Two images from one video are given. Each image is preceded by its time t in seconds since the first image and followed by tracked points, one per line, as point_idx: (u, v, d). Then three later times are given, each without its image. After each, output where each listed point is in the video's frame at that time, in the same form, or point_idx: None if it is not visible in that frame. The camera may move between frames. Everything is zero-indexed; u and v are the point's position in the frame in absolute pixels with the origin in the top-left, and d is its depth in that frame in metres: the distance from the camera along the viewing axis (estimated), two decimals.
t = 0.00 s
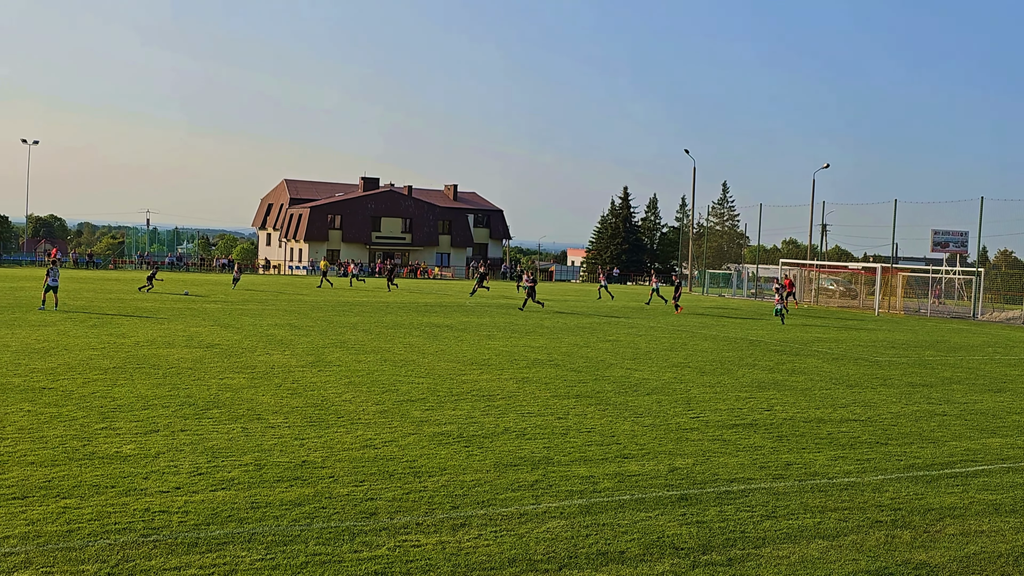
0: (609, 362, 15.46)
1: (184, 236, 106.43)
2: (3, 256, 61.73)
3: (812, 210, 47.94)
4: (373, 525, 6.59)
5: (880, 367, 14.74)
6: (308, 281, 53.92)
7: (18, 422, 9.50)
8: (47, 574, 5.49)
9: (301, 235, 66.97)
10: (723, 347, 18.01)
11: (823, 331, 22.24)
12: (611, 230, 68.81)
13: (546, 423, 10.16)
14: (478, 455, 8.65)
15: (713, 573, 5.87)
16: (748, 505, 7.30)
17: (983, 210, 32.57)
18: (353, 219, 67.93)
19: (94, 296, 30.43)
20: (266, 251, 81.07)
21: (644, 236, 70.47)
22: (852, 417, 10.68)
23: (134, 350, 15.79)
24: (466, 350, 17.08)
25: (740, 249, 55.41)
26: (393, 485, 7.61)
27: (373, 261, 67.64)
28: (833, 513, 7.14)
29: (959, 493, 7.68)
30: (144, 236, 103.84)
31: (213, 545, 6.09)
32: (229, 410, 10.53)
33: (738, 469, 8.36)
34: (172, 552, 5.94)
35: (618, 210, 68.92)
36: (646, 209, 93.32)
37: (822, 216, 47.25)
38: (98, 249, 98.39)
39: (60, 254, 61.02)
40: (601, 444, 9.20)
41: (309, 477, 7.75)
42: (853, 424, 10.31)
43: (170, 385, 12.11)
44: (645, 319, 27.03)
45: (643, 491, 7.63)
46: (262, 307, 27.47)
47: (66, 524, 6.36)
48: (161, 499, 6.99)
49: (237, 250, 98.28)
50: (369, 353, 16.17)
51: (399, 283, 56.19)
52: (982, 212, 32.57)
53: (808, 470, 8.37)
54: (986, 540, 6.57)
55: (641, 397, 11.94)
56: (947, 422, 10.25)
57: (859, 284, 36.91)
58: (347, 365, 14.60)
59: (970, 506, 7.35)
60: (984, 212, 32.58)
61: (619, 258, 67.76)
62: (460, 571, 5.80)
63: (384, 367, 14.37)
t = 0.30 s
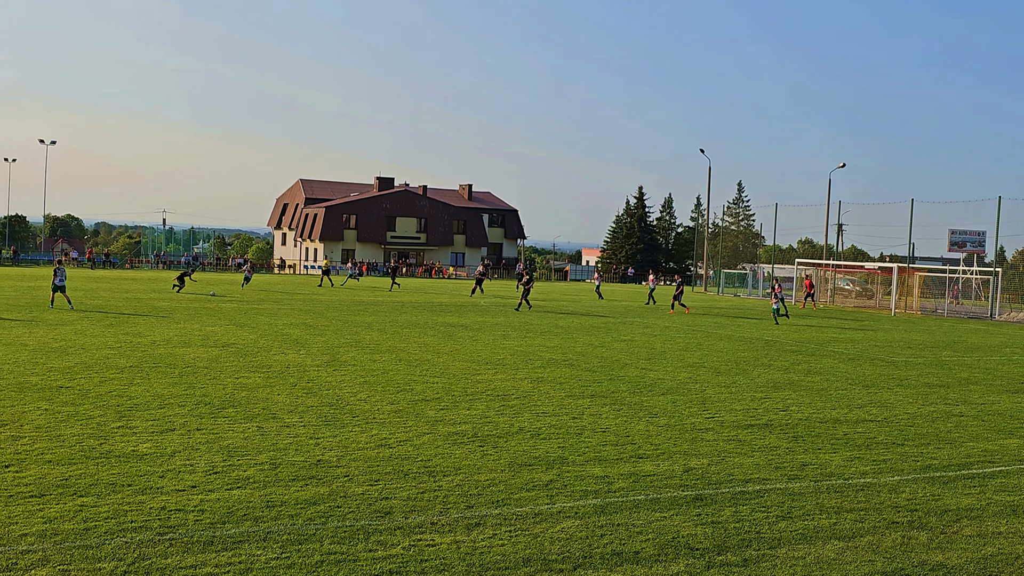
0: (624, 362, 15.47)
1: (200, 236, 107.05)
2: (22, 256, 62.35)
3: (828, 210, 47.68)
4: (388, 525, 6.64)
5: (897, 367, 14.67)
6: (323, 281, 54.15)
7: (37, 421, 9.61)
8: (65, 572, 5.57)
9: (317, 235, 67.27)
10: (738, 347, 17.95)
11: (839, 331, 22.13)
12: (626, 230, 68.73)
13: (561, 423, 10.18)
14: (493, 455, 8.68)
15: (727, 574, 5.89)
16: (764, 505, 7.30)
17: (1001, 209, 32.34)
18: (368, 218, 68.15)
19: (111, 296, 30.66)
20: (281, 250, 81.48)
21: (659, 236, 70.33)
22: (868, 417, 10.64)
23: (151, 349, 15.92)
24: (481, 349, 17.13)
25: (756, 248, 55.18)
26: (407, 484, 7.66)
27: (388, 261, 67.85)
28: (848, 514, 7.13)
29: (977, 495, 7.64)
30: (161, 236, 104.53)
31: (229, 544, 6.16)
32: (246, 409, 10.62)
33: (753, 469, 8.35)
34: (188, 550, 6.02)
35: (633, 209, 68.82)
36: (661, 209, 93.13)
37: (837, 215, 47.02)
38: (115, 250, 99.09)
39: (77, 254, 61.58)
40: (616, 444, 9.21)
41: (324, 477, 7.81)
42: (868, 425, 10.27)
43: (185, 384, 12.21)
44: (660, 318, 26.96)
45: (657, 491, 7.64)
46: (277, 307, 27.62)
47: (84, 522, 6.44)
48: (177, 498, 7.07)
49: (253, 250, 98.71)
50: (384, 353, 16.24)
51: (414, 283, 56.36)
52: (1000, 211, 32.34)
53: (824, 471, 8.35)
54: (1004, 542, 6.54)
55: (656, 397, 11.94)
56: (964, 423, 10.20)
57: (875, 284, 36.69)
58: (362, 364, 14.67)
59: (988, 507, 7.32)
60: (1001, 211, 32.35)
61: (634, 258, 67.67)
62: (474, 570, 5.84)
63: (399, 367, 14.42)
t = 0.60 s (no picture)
0: (630, 361, 15.47)
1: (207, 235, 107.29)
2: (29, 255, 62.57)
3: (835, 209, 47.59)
4: (394, 523, 6.65)
5: (903, 366, 14.63)
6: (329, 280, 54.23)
7: (43, 419, 9.65)
8: (71, 570, 5.60)
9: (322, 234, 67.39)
10: (744, 346, 17.91)
11: (845, 330, 22.08)
12: (632, 230, 68.65)
13: (566, 422, 10.18)
14: (498, 454, 8.68)
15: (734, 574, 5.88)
16: (770, 504, 7.29)
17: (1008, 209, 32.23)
18: (374, 217, 68.23)
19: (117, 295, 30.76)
20: (287, 249, 81.61)
21: (665, 235, 70.32)
22: (874, 416, 10.62)
23: (157, 348, 15.96)
24: (487, 348, 17.15)
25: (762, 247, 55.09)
26: (413, 483, 7.67)
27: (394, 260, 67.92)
28: (855, 513, 7.11)
29: (983, 494, 7.62)
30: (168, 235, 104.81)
31: (235, 542, 6.18)
32: (251, 408, 10.65)
33: (759, 469, 8.34)
34: (194, 548, 6.04)
35: (639, 209, 68.74)
36: (667, 208, 93.00)
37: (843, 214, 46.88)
38: (121, 249, 99.28)
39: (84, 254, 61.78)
40: (621, 443, 9.21)
41: (329, 475, 7.83)
42: (875, 424, 10.25)
43: (191, 383, 12.24)
44: (665, 318, 26.90)
45: (663, 490, 7.63)
46: (283, 306, 27.67)
47: (90, 520, 6.47)
48: (183, 496, 7.10)
49: (259, 249, 98.85)
50: (389, 352, 16.26)
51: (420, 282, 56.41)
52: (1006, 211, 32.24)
53: (831, 470, 8.34)
54: (1010, 542, 6.53)
55: (662, 396, 11.94)
56: (971, 423, 10.16)
57: (882, 283, 36.62)
58: (367, 363, 14.68)
59: (994, 507, 7.29)
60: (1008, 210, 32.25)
61: (640, 257, 67.57)
62: (480, 570, 5.84)
63: (404, 366, 14.42)
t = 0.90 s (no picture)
0: (625, 359, 15.48)
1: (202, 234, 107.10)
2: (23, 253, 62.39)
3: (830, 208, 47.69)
4: (390, 522, 6.64)
5: (899, 365, 14.65)
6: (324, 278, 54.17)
7: (39, 418, 9.62)
8: (66, 569, 5.58)
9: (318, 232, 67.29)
10: (740, 345, 17.94)
11: (841, 329, 22.11)
12: (628, 228, 68.69)
13: (562, 421, 10.17)
14: (494, 452, 8.68)
15: (730, 572, 5.88)
16: (766, 503, 7.29)
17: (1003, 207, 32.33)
18: (370, 216, 68.15)
19: (113, 293, 30.69)
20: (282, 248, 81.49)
21: (661, 234, 70.38)
22: (870, 415, 10.64)
23: (153, 347, 15.92)
24: (483, 347, 17.14)
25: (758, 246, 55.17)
26: (409, 482, 7.66)
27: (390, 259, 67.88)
28: (850, 512, 7.12)
29: (978, 493, 7.63)
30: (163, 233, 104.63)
31: (230, 541, 6.17)
32: (247, 407, 10.63)
33: (755, 467, 8.35)
34: (190, 547, 6.02)
35: (635, 207, 68.76)
36: (663, 207, 93.10)
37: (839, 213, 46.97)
38: (116, 248, 99.02)
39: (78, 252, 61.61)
40: (617, 442, 9.22)
41: (325, 474, 7.82)
42: (871, 423, 10.26)
43: (187, 382, 12.22)
44: (661, 316, 26.91)
45: (660, 489, 7.62)
46: (278, 305, 27.65)
47: (85, 519, 6.45)
48: (178, 495, 7.08)
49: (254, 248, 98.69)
50: (385, 350, 16.24)
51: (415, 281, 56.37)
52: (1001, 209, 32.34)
53: (826, 469, 8.35)
54: (1005, 540, 6.54)
55: (658, 395, 11.95)
56: (966, 421, 10.19)
57: (877, 282, 36.71)
58: (363, 362, 14.67)
59: (989, 505, 7.31)
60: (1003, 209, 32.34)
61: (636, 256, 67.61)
62: (476, 569, 5.82)
63: (400, 365, 14.41)
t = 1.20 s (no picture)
0: (613, 358, 15.49)
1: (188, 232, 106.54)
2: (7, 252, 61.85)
3: (816, 207, 47.94)
4: (377, 521, 6.60)
5: (885, 363, 14.70)
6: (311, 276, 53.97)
7: (23, 418, 9.51)
8: (51, 570, 5.50)
9: (305, 231, 67.02)
10: (727, 343, 17.98)
11: (828, 327, 22.20)
12: (615, 227, 68.77)
13: (550, 420, 10.14)
14: (482, 451, 8.64)
15: (717, 570, 5.87)
16: (753, 501, 7.29)
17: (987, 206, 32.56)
18: (357, 214, 67.94)
19: (98, 292, 30.46)
20: (269, 246, 81.08)
21: (648, 233, 70.51)
22: (857, 413, 10.67)
23: (139, 346, 15.80)
24: (470, 346, 17.09)
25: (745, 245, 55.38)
26: (396, 481, 7.61)
27: (377, 257, 67.68)
28: (837, 510, 7.12)
29: (963, 490, 7.67)
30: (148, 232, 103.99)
31: (217, 541, 6.10)
32: (233, 406, 10.56)
33: (742, 466, 8.35)
34: (176, 548, 5.95)
35: (622, 206, 68.85)
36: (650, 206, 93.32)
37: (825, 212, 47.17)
38: (102, 246, 98.31)
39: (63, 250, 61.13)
40: (605, 440, 9.20)
41: (312, 473, 7.76)
42: (857, 421, 10.30)
43: (173, 381, 12.13)
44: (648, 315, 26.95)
45: (646, 487, 7.62)
46: (264, 303, 27.51)
47: (71, 519, 6.37)
48: (164, 495, 7.00)
49: (241, 246, 98.22)
50: (372, 349, 16.17)
51: (403, 279, 56.26)
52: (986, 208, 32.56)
53: (813, 467, 8.36)
54: (990, 537, 6.56)
55: (645, 394, 11.94)
56: (952, 419, 10.23)
57: (864, 280, 36.92)
58: (350, 360, 14.61)
59: (975, 502, 7.33)
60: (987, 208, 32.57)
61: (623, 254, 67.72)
62: (464, 568, 5.79)
63: (387, 363, 14.36)
